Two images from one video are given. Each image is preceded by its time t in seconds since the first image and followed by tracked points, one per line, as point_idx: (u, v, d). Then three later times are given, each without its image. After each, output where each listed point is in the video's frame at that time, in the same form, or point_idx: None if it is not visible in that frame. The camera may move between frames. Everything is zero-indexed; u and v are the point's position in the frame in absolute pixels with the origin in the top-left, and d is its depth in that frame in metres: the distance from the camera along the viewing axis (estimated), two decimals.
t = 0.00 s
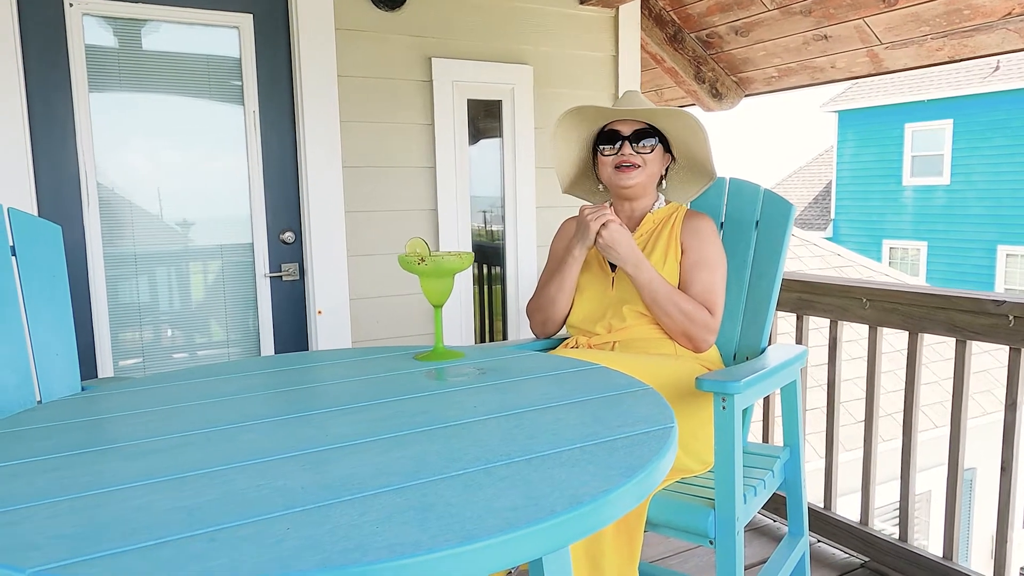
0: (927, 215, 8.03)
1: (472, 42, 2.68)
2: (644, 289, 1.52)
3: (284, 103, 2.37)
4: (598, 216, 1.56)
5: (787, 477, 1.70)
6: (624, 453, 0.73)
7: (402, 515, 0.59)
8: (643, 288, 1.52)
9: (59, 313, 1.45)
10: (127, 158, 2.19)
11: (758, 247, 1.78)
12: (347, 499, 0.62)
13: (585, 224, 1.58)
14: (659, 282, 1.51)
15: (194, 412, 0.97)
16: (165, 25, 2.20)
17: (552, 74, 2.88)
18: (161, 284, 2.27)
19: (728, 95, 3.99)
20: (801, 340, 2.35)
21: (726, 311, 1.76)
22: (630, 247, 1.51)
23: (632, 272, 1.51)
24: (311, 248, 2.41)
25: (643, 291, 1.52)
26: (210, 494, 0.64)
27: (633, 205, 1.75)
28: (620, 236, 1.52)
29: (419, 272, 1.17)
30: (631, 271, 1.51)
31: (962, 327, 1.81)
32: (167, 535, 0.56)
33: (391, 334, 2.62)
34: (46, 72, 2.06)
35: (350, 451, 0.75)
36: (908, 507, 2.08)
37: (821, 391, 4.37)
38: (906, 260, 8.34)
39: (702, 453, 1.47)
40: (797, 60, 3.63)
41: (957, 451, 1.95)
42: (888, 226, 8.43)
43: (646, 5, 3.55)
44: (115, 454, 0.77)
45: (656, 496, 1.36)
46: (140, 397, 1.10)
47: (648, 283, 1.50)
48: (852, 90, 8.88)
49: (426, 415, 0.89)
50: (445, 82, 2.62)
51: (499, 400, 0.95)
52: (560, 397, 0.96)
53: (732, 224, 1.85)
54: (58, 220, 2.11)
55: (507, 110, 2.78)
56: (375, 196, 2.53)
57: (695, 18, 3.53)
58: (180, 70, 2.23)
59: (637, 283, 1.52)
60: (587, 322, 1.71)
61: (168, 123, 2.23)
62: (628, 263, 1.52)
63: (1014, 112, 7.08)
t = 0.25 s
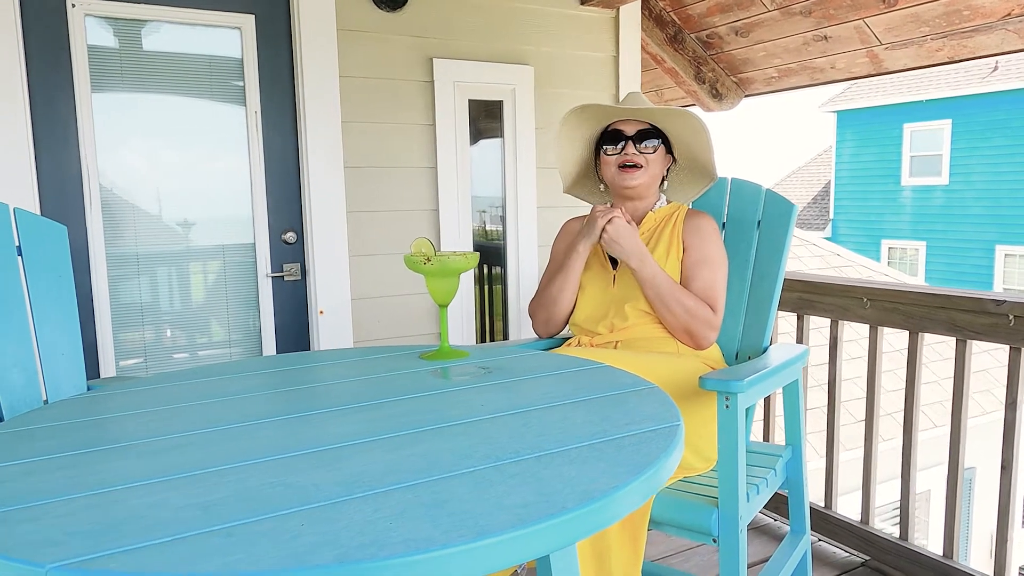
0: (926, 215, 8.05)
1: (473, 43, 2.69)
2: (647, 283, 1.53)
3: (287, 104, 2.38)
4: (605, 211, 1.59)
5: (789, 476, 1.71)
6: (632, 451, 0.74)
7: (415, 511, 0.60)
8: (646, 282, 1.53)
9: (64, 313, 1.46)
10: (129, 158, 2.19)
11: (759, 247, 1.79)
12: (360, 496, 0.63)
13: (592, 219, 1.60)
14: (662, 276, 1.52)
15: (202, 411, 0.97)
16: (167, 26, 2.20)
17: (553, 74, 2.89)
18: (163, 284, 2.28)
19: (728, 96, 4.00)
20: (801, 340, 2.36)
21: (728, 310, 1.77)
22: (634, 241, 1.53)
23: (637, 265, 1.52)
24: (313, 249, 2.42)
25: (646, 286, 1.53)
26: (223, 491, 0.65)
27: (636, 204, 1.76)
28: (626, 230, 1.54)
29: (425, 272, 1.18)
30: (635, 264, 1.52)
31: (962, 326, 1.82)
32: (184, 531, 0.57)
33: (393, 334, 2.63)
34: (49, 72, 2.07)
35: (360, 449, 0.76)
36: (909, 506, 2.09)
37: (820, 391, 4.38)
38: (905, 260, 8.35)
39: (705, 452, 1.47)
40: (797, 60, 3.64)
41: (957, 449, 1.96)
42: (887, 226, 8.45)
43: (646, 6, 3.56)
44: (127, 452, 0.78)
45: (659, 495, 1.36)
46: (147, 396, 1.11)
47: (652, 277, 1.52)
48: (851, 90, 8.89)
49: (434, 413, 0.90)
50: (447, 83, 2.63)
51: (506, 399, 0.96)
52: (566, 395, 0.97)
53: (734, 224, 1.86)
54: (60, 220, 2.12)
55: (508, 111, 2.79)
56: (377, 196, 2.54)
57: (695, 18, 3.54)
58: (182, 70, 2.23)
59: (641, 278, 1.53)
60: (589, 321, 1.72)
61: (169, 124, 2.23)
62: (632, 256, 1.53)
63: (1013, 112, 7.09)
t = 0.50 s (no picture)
0: (924, 215, 8.06)
1: (474, 44, 2.70)
2: (650, 281, 1.54)
3: (288, 104, 2.39)
4: (613, 210, 1.61)
5: (791, 475, 1.71)
6: (639, 449, 0.74)
7: (425, 509, 0.61)
8: (649, 279, 1.54)
9: (68, 313, 1.46)
10: (130, 158, 2.20)
11: (761, 247, 1.79)
12: (370, 494, 0.64)
13: (599, 217, 1.62)
14: (664, 275, 1.53)
15: (209, 410, 0.98)
16: (167, 26, 2.20)
17: (553, 75, 2.89)
18: (163, 284, 2.28)
19: (728, 96, 4.01)
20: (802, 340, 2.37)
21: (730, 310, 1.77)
22: (638, 238, 1.55)
23: (640, 261, 1.54)
24: (315, 249, 2.42)
25: (650, 283, 1.54)
26: (234, 489, 0.66)
27: (638, 205, 1.77)
28: (632, 227, 1.56)
29: (430, 272, 1.19)
30: (639, 260, 1.54)
31: (962, 326, 1.83)
32: (197, 528, 0.57)
33: (394, 334, 2.63)
34: (50, 73, 2.07)
35: (368, 448, 0.77)
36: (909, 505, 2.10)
37: (820, 391, 4.38)
38: (903, 260, 8.37)
39: (708, 450, 1.48)
40: (796, 61, 3.65)
41: (957, 449, 1.97)
42: (885, 226, 8.46)
43: (646, 6, 3.57)
44: (137, 451, 0.78)
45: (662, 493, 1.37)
46: (153, 396, 1.11)
47: (655, 274, 1.53)
48: (850, 90, 8.90)
49: (440, 412, 0.91)
50: (447, 83, 2.63)
51: (511, 398, 0.96)
52: (571, 394, 0.97)
53: (735, 224, 1.86)
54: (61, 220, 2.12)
55: (509, 111, 2.80)
56: (378, 196, 2.54)
57: (695, 19, 3.55)
58: (183, 71, 2.24)
59: (644, 274, 1.54)
60: (592, 321, 1.73)
61: (170, 124, 2.24)
62: (636, 253, 1.55)
63: (1011, 113, 7.11)
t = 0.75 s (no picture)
0: (919, 216, 8.10)
1: (472, 45, 2.70)
2: (650, 282, 1.55)
3: (286, 104, 2.38)
4: (613, 212, 1.62)
5: (790, 475, 1.72)
6: (643, 449, 0.75)
7: (433, 508, 0.61)
8: (648, 280, 1.55)
9: (70, 313, 1.46)
10: (127, 159, 2.19)
11: (760, 247, 1.80)
12: (378, 493, 0.64)
13: (599, 218, 1.63)
14: (664, 276, 1.54)
15: (213, 411, 0.98)
16: (164, 26, 2.20)
17: (551, 75, 2.90)
18: (160, 285, 2.27)
19: (724, 97, 4.02)
20: (799, 340, 2.38)
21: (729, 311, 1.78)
22: (638, 240, 1.55)
23: (639, 263, 1.54)
24: (313, 249, 2.42)
25: (649, 285, 1.55)
26: (243, 489, 0.66)
27: (638, 206, 1.77)
28: (632, 229, 1.57)
29: (432, 272, 1.19)
30: (638, 261, 1.54)
31: (959, 326, 1.84)
32: (207, 528, 0.58)
33: (392, 334, 2.63)
34: (48, 73, 2.07)
35: (375, 448, 0.77)
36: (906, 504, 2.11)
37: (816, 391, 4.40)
38: (898, 261, 8.41)
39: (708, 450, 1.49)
40: (793, 62, 3.66)
41: (954, 448, 1.98)
42: (880, 226, 8.49)
43: (643, 7, 3.57)
44: (143, 451, 0.79)
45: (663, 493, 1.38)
46: (156, 396, 1.11)
47: (654, 276, 1.53)
48: (845, 91, 8.93)
49: (444, 412, 0.91)
50: (445, 83, 2.64)
51: (516, 398, 0.97)
52: (575, 394, 0.98)
53: (734, 224, 1.87)
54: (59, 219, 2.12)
55: (507, 112, 2.80)
56: (376, 196, 2.54)
57: (692, 20, 3.56)
58: (182, 71, 2.23)
59: (643, 275, 1.55)
60: (592, 322, 1.73)
61: (168, 125, 2.23)
62: (637, 255, 1.55)
63: (1006, 114, 7.14)
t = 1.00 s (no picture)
0: (918, 216, 8.11)
1: (472, 45, 2.70)
2: (651, 283, 1.55)
3: (286, 104, 2.38)
4: (614, 212, 1.62)
5: (791, 474, 1.73)
6: (649, 449, 0.75)
7: (441, 508, 0.61)
8: (650, 281, 1.55)
9: (72, 313, 1.46)
10: (127, 159, 2.19)
11: (761, 247, 1.80)
12: (386, 493, 0.64)
13: (600, 218, 1.63)
14: (666, 277, 1.54)
15: (218, 411, 0.98)
16: (163, 26, 2.20)
17: (551, 75, 2.90)
18: (159, 285, 2.27)
19: (724, 97, 4.02)
20: (799, 340, 2.38)
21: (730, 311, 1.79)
22: (640, 241, 1.55)
23: (641, 263, 1.54)
24: (313, 249, 2.42)
25: (651, 285, 1.55)
26: (250, 489, 0.66)
27: (639, 206, 1.77)
28: (633, 229, 1.57)
29: (435, 272, 1.19)
30: (640, 262, 1.54)
31: (959, 326, 1.84)
32: (215, 527, 0.58)
33: (392, 334, 2.63)
34: (49, 74, 2.07)
35: (381, 447, 0.77)
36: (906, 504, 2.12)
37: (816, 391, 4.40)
38: (896, 261, 8.42)
39: (710, 450, 1.49)
40: (793, 62, 3.66)
41: (954, 448, 1.98)
42: (879, 226, 8.50)
43: (643, 8, 3.57)
44: (149, 451, 0.79)
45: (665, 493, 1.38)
46: (160, 397, 1.11)
47: (656, 276, 1.53)
48: (844, 91, 8.95)
49: (449, 412, 0.91)
50: (446, 83, 2.64)
51: (520, 398, 0.97)
52: (579, 394, 0.98)
53: (735, 225, 1.87)
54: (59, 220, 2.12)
55: (507, 112, 2.81)
56: (377, 196, 2.54)
57: (692, 20, 3.56)
58: (182, 72, 2.23)
59: (645, 276, 1.55)
60: (593, 323, 1.74)
61: (168, 125, 2.23)
62: (638, 255, 1.55)
63: (1005, 114, 7.15)
